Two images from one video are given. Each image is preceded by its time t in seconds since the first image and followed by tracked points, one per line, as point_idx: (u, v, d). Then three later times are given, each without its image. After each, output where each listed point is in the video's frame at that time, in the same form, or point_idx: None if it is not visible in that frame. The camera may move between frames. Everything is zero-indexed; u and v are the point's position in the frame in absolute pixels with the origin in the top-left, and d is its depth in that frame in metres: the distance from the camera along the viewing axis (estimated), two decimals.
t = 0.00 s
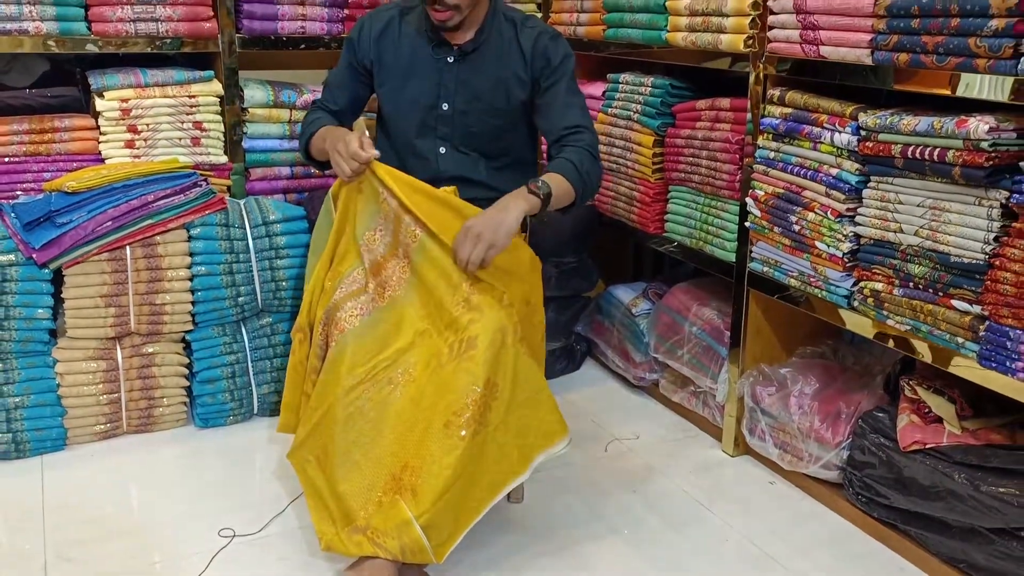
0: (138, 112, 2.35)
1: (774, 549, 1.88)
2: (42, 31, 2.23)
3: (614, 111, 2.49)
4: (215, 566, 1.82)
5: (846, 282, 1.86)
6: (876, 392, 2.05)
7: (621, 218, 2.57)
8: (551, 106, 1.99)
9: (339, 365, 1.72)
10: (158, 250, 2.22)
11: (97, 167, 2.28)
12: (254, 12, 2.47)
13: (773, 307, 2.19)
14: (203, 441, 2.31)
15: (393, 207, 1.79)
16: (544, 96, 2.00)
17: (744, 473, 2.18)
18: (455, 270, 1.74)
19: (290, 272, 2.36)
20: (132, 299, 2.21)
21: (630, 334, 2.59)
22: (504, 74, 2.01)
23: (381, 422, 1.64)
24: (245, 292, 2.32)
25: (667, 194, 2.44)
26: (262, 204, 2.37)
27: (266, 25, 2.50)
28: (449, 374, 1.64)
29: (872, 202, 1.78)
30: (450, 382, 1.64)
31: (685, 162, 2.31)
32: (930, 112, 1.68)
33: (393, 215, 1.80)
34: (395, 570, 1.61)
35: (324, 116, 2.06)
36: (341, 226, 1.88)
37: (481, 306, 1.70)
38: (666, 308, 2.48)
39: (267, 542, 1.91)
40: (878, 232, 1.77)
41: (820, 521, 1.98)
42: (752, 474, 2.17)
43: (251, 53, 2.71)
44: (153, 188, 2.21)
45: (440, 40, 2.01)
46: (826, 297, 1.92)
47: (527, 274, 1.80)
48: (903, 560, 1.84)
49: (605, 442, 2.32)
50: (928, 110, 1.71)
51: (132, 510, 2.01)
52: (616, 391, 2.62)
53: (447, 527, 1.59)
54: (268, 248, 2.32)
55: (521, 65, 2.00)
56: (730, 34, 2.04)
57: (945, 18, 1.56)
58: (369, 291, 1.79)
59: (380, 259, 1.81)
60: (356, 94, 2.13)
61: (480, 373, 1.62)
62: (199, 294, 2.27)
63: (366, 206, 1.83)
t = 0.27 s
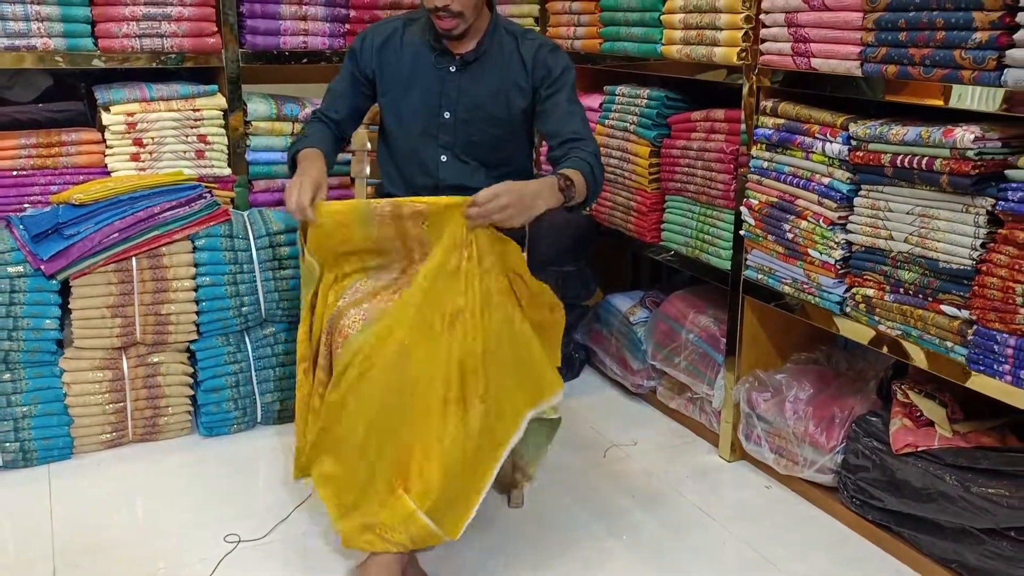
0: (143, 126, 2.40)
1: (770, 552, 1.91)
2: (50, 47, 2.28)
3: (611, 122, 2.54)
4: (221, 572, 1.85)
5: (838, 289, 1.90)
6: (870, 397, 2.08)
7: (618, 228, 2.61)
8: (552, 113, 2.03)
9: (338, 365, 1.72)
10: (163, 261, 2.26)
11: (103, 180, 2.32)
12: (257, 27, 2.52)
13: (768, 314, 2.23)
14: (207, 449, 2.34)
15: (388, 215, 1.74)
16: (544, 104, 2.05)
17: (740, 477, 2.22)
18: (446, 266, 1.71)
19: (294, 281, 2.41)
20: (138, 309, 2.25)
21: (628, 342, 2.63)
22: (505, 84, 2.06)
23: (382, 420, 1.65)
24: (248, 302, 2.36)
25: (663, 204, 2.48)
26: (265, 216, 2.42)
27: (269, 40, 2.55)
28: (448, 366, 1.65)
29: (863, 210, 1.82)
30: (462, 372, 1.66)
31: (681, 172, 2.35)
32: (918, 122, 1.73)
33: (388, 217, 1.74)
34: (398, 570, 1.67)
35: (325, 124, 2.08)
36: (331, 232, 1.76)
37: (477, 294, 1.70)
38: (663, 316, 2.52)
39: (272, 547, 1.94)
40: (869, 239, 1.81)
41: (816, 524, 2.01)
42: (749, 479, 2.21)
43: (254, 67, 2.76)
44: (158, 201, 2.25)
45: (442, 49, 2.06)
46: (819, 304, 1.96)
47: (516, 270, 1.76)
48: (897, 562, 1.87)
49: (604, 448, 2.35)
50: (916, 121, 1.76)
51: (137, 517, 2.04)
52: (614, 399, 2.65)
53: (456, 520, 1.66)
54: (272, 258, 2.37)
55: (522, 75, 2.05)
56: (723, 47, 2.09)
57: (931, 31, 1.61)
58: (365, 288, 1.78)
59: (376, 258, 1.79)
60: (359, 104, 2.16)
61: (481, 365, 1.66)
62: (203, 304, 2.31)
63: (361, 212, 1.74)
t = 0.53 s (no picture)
0: (151, 126, 2.42)
1: (772, 544, 1.94)
2: (60, 48, 2.30)
3: (613, 122, 2.57)
4: (231, 564, 1.88)
5: (839, 284, 1.93)
6: (870, 391, 2.11)
7: (621, 226, 2.64)
8: (560, 105, 2.05)
9: (356, 323, 1.73)
10: (172, 259, 2.29)
11: (113, 180, 2.35)
12: (263, 28, 2.55)
13: (769, 310, 2.26)
14: (215, 445, 2.37)
15: (389, 160, 1.67)
16: (552, 96, 2.07)
17: (743, 472, 2.24)
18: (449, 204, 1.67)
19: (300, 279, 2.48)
20: (148, 306, 2.28)
21: (631, 339, 2.65)
22: (512, 80, 2.08)
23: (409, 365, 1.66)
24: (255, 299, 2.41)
25: (666, 202, 2.51)
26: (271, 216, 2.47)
27: (275, 41, 2.58)
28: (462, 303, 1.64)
29: (863, 207, 1.85)
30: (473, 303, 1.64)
31: (683, 171, 2.38)
32: (917, 119, 1.75)
33: (389, 157, 1.67)
34: (406, 567, 1.60)
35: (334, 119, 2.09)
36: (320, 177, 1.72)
37: (481, 233, 1.66)
38: (666, 313, 2.55)
39: (281, 541, 1.97)
40: (869, 235, 1.84)
41: (817, 516, 2.04)
42: (751, 473, 2.23)
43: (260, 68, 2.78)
44: (167, 199, 2.28)
45: (450, 46, 2.07)
46: (821, 299, 1.98)
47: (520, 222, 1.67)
48: (898, 553, 1.90)
49: (608, 443, 2.38)
50: (915, 118, 1.79)
51: (148, 510, 2.07)
52: (618, 395, 2.68)
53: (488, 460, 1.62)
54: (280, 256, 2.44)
55: (530, 71, 2.08)
56: (724, 48, 2.12)
57: (929, 29, 1.64)
58: (366, 241, 1.72)
59: (368, 202, 1.71)
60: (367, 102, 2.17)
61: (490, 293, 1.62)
62: (211, 302, 2.35)
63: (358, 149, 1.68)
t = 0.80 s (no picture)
0: (155, 121, 2.42)
1: (775, 538, 1.94)
2: (64, 44, 2.31)
3: (616, 117, 2.58)
4: (235, 558, 1.88)
5: (842, 278, 1.93)
6: (874, 385, 2.11)
7: (624, 222, 2.64)
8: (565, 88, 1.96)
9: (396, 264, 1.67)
10: (176, 254, 2.30)
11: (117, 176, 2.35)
12: (267, 24, 2.54)
13: (773, 305, 2.26)
14: (219, 440, 2.38)
15: (398, 91, 1.60)
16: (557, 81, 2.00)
17: (746, 466, 2.24)
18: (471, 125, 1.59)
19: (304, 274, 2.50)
20: (151, 301, 2.29)
21: (634, 335, 2.66)
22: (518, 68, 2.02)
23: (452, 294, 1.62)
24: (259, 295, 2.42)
25: (669, 197, 2.51)
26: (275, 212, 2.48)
27: (278, 38, 2.57)
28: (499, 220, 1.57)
29: (866, 200, 1.85)
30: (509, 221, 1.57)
31: (686, 166, 2.38)
32: (920, 112, 1.76)
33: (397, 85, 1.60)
34: (410, 561, 1.58)
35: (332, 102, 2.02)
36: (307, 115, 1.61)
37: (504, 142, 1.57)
38: (669, 309, 2.55)
39: (284, 534, 1.97)
40: (872, 228, 1.84)
41: (820, 511, 2.04)
42: (754, 468, 2.24)
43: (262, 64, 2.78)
44: (171, 194, 2.27)
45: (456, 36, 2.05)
46: (824, 293, 1.98)
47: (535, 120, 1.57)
48: (900, 547, 1.90)
49: (611, 438, 2.38)
50: (918, 111, 1.79)
51: (152, 504, 2.07)
52: (620, 391, 2.68)
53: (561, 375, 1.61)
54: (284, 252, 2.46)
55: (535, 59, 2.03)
56: (728, 42, 2.13)
57: (933, 22, 1.64)
58: (370, 180, 1.64)
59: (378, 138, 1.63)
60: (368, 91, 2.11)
61: (523, 202, 1.55)
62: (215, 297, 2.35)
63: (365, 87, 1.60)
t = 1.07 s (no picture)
0: (155, 120, 2.42)
1: (776, 536, 1.94)
2: (64, 43, 2.31)
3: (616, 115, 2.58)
4: (235, 555, 1.88)
5: (843, 275, 1.93)
6: (874, 383, 2.11)
7: (624, 220, 2.65)
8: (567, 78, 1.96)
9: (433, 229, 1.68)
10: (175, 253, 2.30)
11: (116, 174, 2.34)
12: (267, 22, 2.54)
13: (773, 304, 2.26)
14: (219, 439, 2.38)
15: (429, 41, 1.61)
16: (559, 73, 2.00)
17: (746, 464, 2.24)
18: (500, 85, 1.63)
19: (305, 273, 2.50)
20: (151, 300, 2.29)
21: (634, 334, 2.66)
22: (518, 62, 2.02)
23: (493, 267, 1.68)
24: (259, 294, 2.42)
25: (668, 195, 2.51)
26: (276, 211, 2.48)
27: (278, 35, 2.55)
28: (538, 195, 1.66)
29: (866, 197, 1.85)
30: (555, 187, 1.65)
31: (686, 164, 2.38)
32: (920, 109, 1.75)
33: (428, 31, 1.60)
34: (410, 558, 1.58)
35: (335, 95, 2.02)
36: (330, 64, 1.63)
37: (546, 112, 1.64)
38: (669, 307, 2.55)
39: (285, 532, 1.97)
40: (872, 225, 1.84)
41: (820, 508, 2.04)
42: (754, 466, 2.23)
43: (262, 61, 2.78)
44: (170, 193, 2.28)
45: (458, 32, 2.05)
46: (824, 291, 1.98)
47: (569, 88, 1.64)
48: (901, 544, 1.90)
49: (611, 437, 2.38)
50: (918, 108, 1.79)
51: (152, 502, 2.07)
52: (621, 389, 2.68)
53: (603, 336, 1.71)
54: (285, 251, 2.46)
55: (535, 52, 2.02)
56: (728, 39, 2.12)
57: (933, 18, 1.64)
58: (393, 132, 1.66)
59: (403, 86, 1.63)
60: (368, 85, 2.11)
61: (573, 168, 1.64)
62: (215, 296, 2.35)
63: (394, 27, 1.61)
